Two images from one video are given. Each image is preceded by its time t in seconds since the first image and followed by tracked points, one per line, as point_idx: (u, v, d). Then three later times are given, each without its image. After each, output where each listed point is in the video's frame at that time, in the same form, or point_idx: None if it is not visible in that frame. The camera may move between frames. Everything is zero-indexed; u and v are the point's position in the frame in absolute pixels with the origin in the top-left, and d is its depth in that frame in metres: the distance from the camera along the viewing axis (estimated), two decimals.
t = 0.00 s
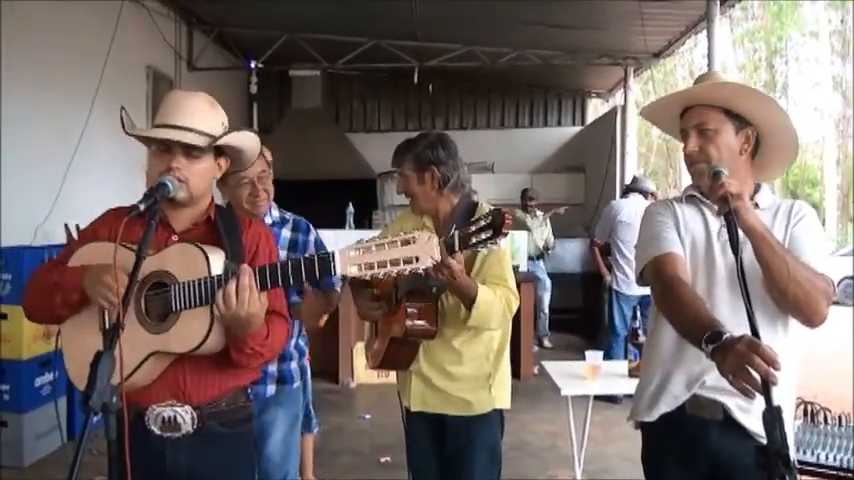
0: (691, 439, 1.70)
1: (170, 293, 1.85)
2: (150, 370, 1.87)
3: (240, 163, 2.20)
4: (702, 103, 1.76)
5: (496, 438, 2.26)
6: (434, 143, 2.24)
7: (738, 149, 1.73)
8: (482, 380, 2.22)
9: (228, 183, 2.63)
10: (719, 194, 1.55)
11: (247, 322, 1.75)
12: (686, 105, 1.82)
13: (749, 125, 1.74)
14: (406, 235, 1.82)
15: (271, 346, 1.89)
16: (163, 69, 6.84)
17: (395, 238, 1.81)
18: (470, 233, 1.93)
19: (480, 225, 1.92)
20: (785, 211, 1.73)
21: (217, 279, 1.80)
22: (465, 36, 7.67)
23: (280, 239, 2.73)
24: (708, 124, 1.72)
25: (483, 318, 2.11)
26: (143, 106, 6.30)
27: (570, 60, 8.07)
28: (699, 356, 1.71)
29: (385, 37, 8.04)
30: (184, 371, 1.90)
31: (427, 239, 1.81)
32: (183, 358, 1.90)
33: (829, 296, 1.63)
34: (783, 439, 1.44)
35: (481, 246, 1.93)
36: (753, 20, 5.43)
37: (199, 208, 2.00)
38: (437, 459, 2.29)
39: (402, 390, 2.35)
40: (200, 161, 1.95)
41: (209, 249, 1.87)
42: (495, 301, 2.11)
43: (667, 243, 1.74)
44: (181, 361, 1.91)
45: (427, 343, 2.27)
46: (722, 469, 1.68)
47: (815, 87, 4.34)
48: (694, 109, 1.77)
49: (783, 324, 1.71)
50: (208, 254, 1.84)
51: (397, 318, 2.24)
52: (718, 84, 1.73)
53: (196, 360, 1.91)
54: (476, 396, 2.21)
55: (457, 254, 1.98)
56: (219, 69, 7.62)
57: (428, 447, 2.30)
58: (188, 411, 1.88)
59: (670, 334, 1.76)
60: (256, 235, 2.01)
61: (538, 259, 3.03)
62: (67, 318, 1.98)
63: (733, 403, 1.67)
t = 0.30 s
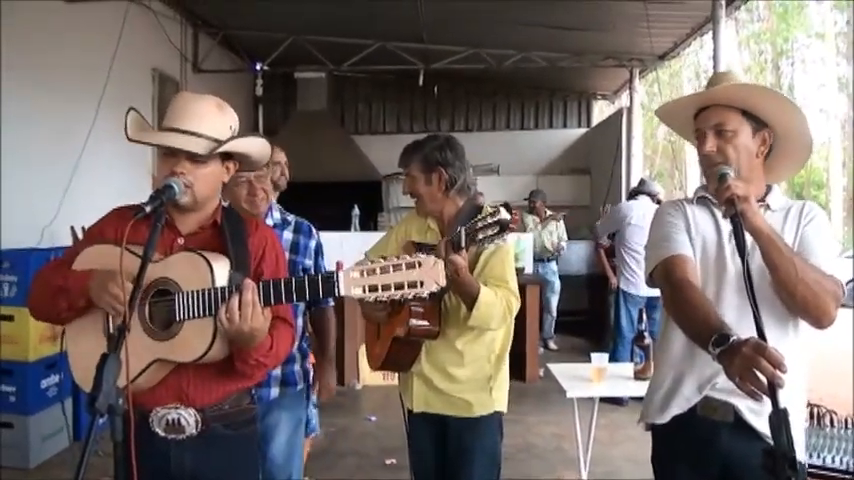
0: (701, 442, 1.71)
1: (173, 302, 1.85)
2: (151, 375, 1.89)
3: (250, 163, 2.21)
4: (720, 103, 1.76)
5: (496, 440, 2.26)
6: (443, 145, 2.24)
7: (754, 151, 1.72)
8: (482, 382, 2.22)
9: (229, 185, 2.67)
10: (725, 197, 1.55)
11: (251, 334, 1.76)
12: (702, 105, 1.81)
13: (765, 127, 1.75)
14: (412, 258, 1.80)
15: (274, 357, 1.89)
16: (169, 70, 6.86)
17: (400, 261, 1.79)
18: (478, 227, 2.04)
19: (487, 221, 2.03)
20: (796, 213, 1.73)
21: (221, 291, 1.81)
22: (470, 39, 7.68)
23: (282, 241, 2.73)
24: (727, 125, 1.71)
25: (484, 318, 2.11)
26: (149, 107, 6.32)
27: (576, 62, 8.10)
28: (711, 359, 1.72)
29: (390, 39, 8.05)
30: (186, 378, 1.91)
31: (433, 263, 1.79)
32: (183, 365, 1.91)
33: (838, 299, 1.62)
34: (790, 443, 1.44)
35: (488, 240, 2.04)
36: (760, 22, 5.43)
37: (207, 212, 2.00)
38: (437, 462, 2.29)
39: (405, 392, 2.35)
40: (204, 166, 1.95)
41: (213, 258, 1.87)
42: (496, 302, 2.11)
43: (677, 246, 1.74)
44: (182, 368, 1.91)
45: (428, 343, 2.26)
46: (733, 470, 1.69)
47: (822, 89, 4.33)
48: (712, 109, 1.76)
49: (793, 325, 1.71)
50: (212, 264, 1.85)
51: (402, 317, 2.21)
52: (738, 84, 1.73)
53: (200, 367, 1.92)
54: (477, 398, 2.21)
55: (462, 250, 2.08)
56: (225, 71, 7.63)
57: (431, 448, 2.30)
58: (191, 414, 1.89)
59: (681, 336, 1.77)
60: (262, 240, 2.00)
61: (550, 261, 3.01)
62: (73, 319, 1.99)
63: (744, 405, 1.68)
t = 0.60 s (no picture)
0: (711, 443, 1.71)
1: (177, 305, 1.86)
2: (154, 378, 1.90)
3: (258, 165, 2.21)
4: (733, 104, 1.73)
5: (504, 440, 2.26)
6: (452, 144, 2.26)
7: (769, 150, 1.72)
8: (490, 382, 2.23)
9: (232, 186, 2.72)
10: (733, 198, 1.55)
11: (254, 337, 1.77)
12: (710, 109, 1.79)
13: (776, 126, 1.75)
14: (416, 264, 1.82)
15: (280, 358, 1.89)
16: (175, 71, 6.88)
17: (404, 267, 1.81)
18: (484, 221, 2.02)
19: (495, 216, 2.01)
20: (804, 209, 1.72)
21: (224, 295, 1.81)
22: (476, 39, 7.71)
23: (290, 241, 2.73)
24: (747, 125, 1.70)
25: (494, 315, 2.11)
26: (157, 108, 6.35)
27: (583, 62, 8.13)
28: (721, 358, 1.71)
29: (396, 39, 8.05)
30: (188, 379, 1.92)
31: (436, 269, 1.81)
32: (186, 367, 1.91)
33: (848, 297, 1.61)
34: (798, 443, 1.44)
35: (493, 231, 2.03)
36: (766, 23, 5.42)
37: (213, 214, 2.01)
38: (443, 462, 2.30)
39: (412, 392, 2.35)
40: (211, 168, 1.95)
41: (215, 261, 1.88)
42: (506, 299, 2.12)
43: (685, 246, 1.74)
44: (184, 371, 1.92)
45: (435, 343, 2.26)
46: (743, 471, 1.69)
47: (829, 90, 4.32)
48: (724, 111, 1.74)
49: (804, 324, 1.69)
50: (215, 267, 1.86)
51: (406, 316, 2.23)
52: (751, 84, 1.72)
53: (203, 369, 1.92)
54: (484, 398, 2.22)
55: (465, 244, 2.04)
56: (231, 72, 7.65)
57: (437, 448, 2.30)
58: (195, 414, 1.91)
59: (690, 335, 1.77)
60: (268, 241, 2.01)
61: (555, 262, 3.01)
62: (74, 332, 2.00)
63: (755, 405, 1.67)
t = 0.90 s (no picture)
0: (716, 443, 1.71)
1: (183, 305, 1.86)
2: (159, 377, 1.91)
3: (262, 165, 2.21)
4: (737, 103, 1.74)
5: (514, 439, 2.27)
6: (468, 142, 2.28)
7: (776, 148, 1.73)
8: (499, 381, 2.23)
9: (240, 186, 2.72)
10: (741, 198, 1.55)
11: (260, 339, 1.78)
12: (714, 110, 1.79)
13: (780, 125, 1.76)
14: (424, 269, 1.81)
15: (285, 358, 1.89)
16: (183, 71, 6.91)
17: (412, 272, 1.80)
18: (489, 216, 2.07)
19: (498, 209, 2.06)
20: (810, 205, 1.71)
21: (231, 296, 1.83)
22: (483, 39, 7.72)
23: (298, 240, 2.72)
24: (754, 123, 1.70)
25: (511, 312, 2.10)
26: (165, 108, 6.38)
27: (589, 62, 8.15)
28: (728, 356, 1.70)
29: (402, 39, 8.06)
30: (193, 378, 1.92)
31: (445, 274, 1.81)
32: (190, 368, 1.92)
33: None
34: (805, 443, 1.44)
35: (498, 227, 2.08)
36: (774, 22, 5.42)
37: (220, 212, 2.01)
38: (451, 462, 2.30)
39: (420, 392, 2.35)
40: (219, 168, 1.96)
41: (223, 261, 1.88)
42: (522, 293, 2.11)
43: (693, 241, 1.73)
44: (188, 371, 1.92)
45: (444, 343, 2.27)
46: (749, 470, 1.69)
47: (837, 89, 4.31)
48: (730, 110, 1.74)
49: (811, 322, 1.69)
50: (222, 267, 1.86)
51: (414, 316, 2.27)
52: (756, 83, 1.73)
53: (209, 369, 1.92)
54: (494, 397, 2.21)
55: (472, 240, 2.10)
56: (237, 72, 7.67)
57: (446, 448, 2.30)
58: (200, 413, 1.91)
59: (697, 332, 1.76)
60: (273, 242, 2.01)
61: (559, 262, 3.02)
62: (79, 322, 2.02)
63: (762, 404, 1.67)
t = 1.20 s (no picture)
0: (722, 444, 1.71)
1: (190, 300, 1.90)
2: (166, 373, 1.92)
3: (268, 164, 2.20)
4: (743, 104, 1.74)
5: (523, 440, 2.26)
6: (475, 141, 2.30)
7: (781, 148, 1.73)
8: (509, 380, 2.22)
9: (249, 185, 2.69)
10: (748, 197, 1.54)
11: (265, 335, 1.78)
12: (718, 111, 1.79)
13: (785, 125, 1.76)
14: (429, 260, 1.87)
15: (293, 355, 1.91)
16: (190, 71, 6.91)
17: (417, 262, 1.86)
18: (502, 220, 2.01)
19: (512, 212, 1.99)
20: (814, 206, 1.70)
21: (237, 290, 1.84)
22: (491, 39, 7.71)
23: (305, 241, 2.74)
24: (759, 123, 1.70)
25: (521, 312, 2.11)
26: (172, 107, 6.38)
27: (596, 62, 8.13)
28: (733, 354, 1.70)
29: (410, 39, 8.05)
30: (199, 376, 1.95)
31: (452, 264, 1.87)
32: (198, 365, 1.94)
33: None
34: (812, 443, 1.43)
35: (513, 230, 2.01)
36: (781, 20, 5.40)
37: (225, 211, 2.01)
38: (461, 463, 2.30)
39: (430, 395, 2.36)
40: (225, 167, 1.96)
41: (230, 256, 1.91)
42: (531, 295, 2.12)
43: (700, 240, 1.73)
44: (195, 368, 1.95)
45: (452, 344, 2.28)
46: (754, 470, 1.69)
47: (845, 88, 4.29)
48: (735, 111, 1.74)
49: (816, 322, 1.68)
50: (228, 262, 1.89)
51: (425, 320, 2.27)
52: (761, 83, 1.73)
53: (213, 366, 1.95)
54: (504, 397, 2.21)
55: (486, 243, 2.07)
56: (245, 72, 7.67)
57: (455, 448, 2.30)
58: (205, 412, 1.91)
59: (701, 331, 1.76)
60: (280, 240, 2.01)
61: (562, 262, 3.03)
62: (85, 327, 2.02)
63: (767, 404, 1.66)
